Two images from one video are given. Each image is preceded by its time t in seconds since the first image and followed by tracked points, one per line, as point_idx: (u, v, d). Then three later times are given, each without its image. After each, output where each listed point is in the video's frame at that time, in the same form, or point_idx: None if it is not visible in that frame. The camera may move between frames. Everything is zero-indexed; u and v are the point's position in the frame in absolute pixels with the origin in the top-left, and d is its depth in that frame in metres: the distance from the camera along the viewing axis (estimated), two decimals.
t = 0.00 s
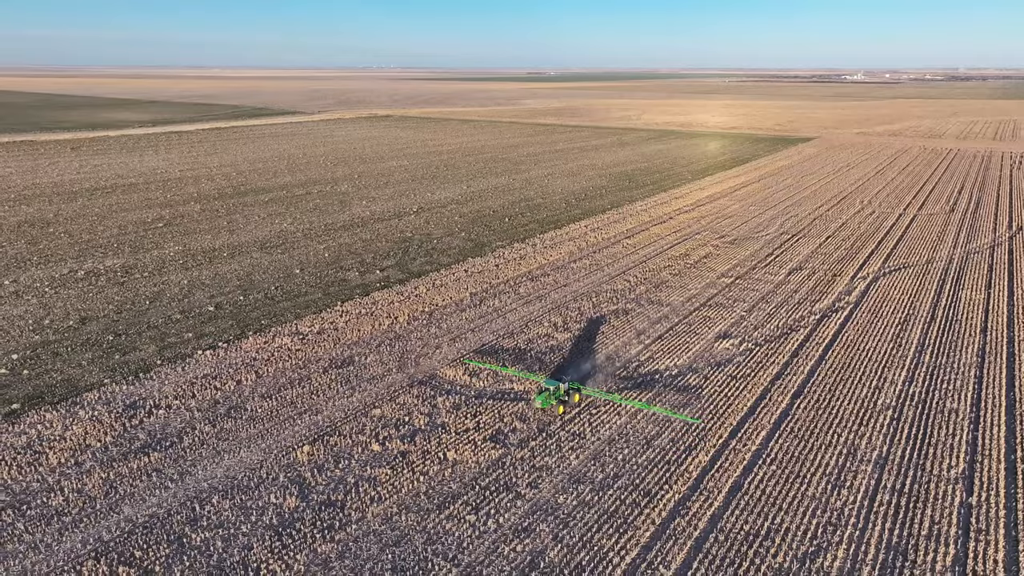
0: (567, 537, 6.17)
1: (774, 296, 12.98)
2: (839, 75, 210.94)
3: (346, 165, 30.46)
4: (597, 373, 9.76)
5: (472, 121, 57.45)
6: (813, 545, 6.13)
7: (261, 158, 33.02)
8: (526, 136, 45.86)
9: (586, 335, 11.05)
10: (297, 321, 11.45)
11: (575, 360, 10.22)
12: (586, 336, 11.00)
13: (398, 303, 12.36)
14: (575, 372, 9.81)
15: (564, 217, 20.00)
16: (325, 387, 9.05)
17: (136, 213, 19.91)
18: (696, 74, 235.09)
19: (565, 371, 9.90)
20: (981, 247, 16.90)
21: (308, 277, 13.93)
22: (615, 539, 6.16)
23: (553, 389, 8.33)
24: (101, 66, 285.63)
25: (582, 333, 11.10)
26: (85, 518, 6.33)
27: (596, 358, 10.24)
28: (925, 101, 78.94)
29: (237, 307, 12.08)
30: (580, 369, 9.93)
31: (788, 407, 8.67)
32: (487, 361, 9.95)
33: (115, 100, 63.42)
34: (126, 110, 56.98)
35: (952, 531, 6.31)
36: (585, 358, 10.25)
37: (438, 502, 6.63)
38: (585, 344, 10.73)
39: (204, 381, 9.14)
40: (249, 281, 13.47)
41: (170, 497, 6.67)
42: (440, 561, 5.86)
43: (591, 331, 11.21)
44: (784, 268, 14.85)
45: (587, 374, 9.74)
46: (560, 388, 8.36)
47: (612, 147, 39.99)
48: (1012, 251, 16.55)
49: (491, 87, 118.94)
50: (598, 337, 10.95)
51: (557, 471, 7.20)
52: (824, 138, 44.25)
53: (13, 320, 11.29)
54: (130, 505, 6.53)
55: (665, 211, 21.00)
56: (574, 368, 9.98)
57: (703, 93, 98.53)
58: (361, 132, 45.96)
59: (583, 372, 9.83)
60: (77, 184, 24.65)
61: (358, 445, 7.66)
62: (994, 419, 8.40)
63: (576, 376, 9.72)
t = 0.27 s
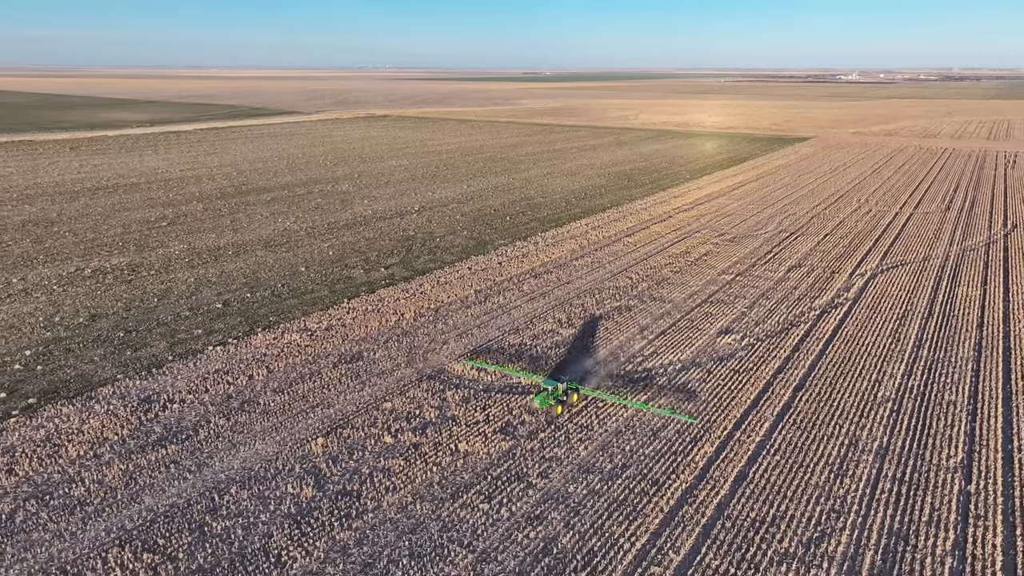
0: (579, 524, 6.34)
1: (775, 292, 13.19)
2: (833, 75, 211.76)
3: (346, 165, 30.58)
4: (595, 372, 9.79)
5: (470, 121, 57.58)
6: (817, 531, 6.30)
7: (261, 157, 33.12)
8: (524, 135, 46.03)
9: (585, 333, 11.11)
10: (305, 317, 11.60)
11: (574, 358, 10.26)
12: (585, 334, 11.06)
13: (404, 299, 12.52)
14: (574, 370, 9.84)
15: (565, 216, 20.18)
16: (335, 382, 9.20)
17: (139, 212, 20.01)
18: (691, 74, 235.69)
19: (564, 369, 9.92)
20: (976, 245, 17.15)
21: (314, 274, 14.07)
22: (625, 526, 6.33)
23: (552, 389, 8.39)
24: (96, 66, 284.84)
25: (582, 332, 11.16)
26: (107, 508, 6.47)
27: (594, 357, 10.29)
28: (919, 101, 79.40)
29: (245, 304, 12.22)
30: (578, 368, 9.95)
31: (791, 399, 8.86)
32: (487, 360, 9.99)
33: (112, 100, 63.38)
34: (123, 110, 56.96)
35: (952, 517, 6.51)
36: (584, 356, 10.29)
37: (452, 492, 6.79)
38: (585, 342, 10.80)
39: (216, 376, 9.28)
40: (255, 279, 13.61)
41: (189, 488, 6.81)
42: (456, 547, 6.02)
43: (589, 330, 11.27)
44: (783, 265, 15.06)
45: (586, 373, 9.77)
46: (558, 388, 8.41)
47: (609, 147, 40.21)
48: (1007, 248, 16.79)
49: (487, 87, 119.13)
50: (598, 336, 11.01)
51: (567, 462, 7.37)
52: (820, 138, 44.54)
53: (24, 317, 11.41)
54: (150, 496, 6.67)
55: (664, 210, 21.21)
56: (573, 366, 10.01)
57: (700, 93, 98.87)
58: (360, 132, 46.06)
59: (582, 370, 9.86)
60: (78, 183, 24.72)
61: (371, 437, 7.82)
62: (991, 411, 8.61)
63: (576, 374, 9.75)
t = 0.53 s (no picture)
0: (589, 512, 6.51)
1: (774, 289, 13.39)
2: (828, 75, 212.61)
3: (345, 164, 30.69)
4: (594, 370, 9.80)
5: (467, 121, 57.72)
6: (821, 517, 6.48)
7: (260, 156, 33.22)
8: (522, 135, 46.20)
9: (584, 332, 11.15)
10: (313, 314, 11.74)
11: (572, 356, 10.30)
12: (584, 333, 11.10)
13: (409, 296, 12.67)
14: (573, 369, 9.87)
15: (565, 214, 20.36)
16: (345, 376, 9.35)
17: (142, 211, 20.11)
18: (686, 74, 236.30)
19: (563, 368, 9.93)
20: (972, 242, 17.40)
21: (319, 272, 14.21)
22: (634, 513, 6.50)
23: (550, 389, 8.48)
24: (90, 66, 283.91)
25: (581, 331, 11.20)
26: (127, 499, 6.60)
27: (593, 356, 10.32)
28: (913, 101, 79.90)
29: (252, 301, 12.36)
30: (577, 367, 9.98)
31: (792, 392, 9.06)
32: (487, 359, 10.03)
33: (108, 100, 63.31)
34: (120, 109, 56.90)
35: (951, 503, 6.70)
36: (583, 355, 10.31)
37: (465, 481, 6.95)
38: (583, 341, 10.84)
39: (228, 371, 9.43)
40: (261, 277, 13.74)
41: (206, 479, 6.95)
42: (471, 533, 6.19)
43: (588, 328, 11.31)
44: (782, 263, 15.27)
45: (585, 372, 9.79)
46: (556, 388, 8.50)
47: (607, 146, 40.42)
48: (1002, 246, 17.02)
49: (483, 87, 119.29)
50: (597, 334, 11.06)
51: (576, 453, 7.55)
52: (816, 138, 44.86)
53: (33, 314, 11.52)
54: (169, 486, 6.81)
55: (663, 208, 21.40)
56: (572, 364, 10.05)
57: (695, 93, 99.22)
58: (357, 132, 46.15)
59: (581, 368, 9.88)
60: (79, 183, 24.80)
61: (382, 429, 7.98)
62: (987, 402, 8.83)
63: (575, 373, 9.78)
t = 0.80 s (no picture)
0: (599, 501, 6.69)
1: (773, 285, 13.60)
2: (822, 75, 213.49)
3: (344, 164, 30.80)
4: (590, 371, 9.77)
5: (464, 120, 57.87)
6: (824, 504, 6.67)
7: (259, 156, 33.33)
8: (519, 134, 46.37)
9: (581, 333, 11.14)
10: (320, 311, 11.89)
11: (569, 356, 10.26)
12: (581, 333, 11.09)
13: (414, 293, 12.82)
14: (569, 369, 9.83)
15: (565, 213, 20.53)
16: (354, 371, 9.50)
17: (144, 210, 20.21)
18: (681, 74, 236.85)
19: (560, 369, 9.90)
20: (966, 239, 17.65)
21: (323, 270, 14.35)
22: (643, 501, 6.68)
23: (548, 389, 8.41)
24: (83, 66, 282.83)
25: (578, 331, 11.18)
26: (147, 489, 6.75)
27: (589, 356, 10.29)
28: (907, 100, 80.40)
29: (259, 298, 12.50)
30: (574, 367, 9.94)
31: (793, 385, 9.26)
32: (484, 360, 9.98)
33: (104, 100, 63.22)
34: (116, 109, 56.85)
35: (949, 490, 6.90)
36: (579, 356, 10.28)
37: (477, 472, 7.12)
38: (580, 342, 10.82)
39: (239, 366, 9.56)
40: (267, 274, 13.88)
41: (223, 470, 7.10)
42: (484, 521, 6.35)
43: (585, 329, 11.30)
44: (781, 260, 15.49)
45: (582, 372, 9.77)
46: (554, 388, 8.43)
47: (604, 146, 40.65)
48: (997, 243, 17.27)
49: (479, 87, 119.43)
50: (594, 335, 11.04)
51: (583, 444, 7.73)
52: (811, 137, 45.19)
53: (43, 312, 11.63)
54: (187, 477, 6.96)
55: (662, 207, 21.61)
56: (569, 364, 10.02)
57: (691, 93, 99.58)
58: (355, 131, 46.25)
59: (578, 369, 9.85)
60: (81, 182, 24.88)
61: (394, 422, 8.14)
62: (983, 394, 9.06)
63: (572, 372, 9.76)
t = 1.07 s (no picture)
0: (608, 489, 6.86)
1: (773, 282, 13.81)
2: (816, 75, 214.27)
3: (344, 163, 30.93)
4: (587, 372, 9.76)
5: (462, 120, 58.02)
6: (827, 492, 6.85)
7: (258, 155, 33.42)
8: (517, 134, 46.55)
9: (579, 332, 11.12)
10: (326, 308, 12.03)
11: (567, 356, 10.25)
12: (579, 333, 11.07)
13: (419, 290, 12.99)
14: (567, 369, 9.82)
15: (565, 211, 20.71)
16: (363, 366, 9.64)
17: (147, 209, 20.31)
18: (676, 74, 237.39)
19: (558, 368, 9.88)
20: (962, 237, 17.90)
21: (328, 268, 14.49)
22: (651, 490, 6.86)
23: (547, 389, 8.36)
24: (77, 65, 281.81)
25: (576, 331, 11.16)
26: (166, 480, 6.90)
27: (587, 356, 10.28)
28: (901, 100, 80.86)
29: (266, 295, 12.63)
30: (572, 367, 9.94)
31: (795, 378, 9.45)
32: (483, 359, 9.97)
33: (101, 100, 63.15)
34: (113, 109, 56.80)
35: (948, 478, 7.10)
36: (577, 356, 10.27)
37: (488, 462, 7.29)
38: (578, 341, 10.80)
39: (249, 362, 9.71)
40: (272, 272, 14.01)
41: (239, 461, 7.25)
42: (497, 509, 6.52)
43: (583, 328, 11.28)
44: (780, 257, 15.70)
45: (579, 372, 9.76)
46: (553, 388, 8.37)
47: (602, 145, 40.85)
48: (992, 240, 17.52)
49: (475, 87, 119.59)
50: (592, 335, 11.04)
51: (591, 435, 7.91)
52: (807, 137, 45.49)
53: (52, 309, 11.75)
54: (204, 468, 7.10)
55: (661, 205, 21.82)
56: (567, 364, 10.01)
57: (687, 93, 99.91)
58: (353, 131, 46.36)
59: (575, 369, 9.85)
60: (82, 182, 24.95)
61: (404, 415, 8.31)
62: (979, 386, 9.27)
63: (569, 372, 9.76)
